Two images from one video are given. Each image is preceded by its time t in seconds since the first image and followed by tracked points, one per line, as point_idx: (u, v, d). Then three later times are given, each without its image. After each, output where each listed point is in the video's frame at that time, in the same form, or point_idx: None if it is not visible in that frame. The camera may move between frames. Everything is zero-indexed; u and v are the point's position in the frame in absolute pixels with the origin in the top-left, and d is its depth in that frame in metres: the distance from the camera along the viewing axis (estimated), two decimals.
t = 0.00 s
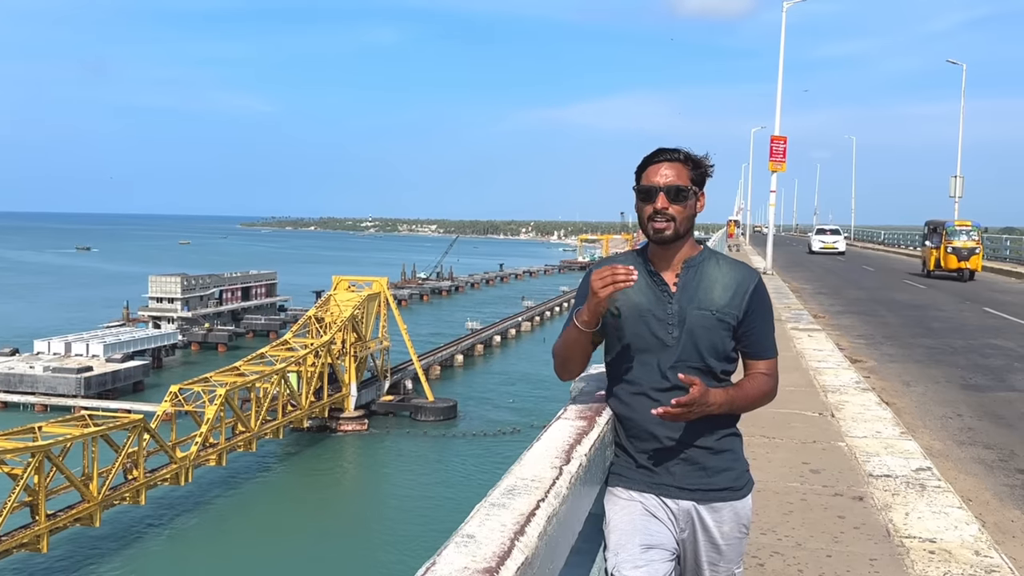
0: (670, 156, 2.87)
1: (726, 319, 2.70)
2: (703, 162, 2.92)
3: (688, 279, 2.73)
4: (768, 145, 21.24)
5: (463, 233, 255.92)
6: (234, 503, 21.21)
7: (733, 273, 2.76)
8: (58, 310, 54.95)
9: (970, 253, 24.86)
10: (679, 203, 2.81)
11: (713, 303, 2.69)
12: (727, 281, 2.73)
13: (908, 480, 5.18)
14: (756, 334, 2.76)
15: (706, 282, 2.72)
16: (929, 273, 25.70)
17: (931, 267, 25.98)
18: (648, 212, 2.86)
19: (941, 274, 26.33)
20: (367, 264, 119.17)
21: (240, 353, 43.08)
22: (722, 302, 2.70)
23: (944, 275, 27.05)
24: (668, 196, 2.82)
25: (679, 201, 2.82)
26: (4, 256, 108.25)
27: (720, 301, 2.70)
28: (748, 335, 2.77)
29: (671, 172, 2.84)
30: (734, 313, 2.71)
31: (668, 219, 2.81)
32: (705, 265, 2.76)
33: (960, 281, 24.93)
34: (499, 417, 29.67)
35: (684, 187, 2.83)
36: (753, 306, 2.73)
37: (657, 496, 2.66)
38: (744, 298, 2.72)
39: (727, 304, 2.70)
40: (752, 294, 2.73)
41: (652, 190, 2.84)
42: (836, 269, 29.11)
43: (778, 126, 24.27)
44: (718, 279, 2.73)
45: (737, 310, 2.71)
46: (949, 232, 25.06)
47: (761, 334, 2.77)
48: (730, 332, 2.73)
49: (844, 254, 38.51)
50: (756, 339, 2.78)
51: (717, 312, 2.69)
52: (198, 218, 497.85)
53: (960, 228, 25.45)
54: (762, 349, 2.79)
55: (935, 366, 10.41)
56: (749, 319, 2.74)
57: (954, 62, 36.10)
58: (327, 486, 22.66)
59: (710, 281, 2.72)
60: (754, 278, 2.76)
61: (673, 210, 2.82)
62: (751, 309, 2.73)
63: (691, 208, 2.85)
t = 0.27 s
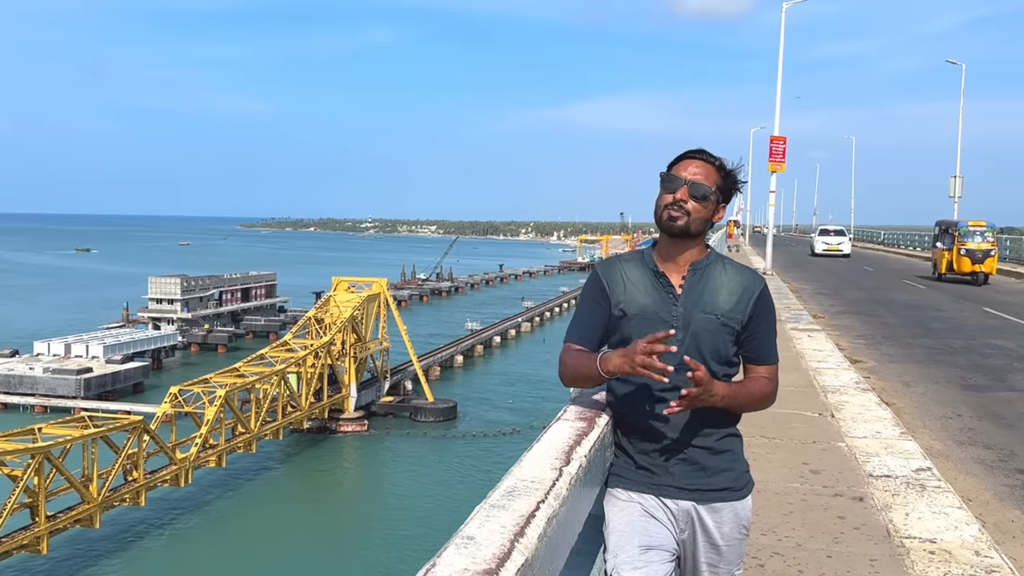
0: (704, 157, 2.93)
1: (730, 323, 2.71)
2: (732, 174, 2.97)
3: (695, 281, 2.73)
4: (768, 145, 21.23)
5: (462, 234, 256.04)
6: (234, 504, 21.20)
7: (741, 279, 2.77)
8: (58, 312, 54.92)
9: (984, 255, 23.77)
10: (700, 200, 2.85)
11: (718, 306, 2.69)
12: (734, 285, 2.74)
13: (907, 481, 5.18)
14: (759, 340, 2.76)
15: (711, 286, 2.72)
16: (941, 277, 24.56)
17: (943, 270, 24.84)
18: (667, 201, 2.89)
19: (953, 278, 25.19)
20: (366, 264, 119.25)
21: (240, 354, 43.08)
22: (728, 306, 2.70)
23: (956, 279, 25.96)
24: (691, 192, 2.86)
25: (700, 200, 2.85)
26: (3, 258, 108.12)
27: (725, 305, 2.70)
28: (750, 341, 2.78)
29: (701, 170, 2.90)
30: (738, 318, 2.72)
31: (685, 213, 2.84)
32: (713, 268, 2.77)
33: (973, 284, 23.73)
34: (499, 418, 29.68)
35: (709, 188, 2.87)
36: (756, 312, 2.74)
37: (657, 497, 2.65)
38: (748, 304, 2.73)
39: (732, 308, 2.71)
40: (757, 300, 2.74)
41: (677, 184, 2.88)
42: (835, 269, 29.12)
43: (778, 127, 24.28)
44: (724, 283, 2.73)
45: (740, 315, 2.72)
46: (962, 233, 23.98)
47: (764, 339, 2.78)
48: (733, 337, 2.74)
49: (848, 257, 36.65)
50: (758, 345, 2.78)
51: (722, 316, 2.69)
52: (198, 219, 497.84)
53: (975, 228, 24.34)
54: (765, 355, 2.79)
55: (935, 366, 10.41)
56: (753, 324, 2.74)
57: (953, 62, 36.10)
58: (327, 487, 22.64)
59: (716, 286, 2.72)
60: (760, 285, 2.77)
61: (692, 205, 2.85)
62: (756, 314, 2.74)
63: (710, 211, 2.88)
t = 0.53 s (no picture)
0: (692, 157, 2.92)
1: (736, 323, 2.71)
2: (721, 168, 2.98)
3: (699, 283, 2.73)
4: (768, 145, 21.22)
5: (462, 235, 256.20)
6: (234, 505, 21.20)
7: (745, 278, 2.77)
8: (58, 313, 54.90)
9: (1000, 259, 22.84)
10: (703, 204, 2.86)
11: (723, 307, 2.70)
12: (738, 286, 2.74)
13: (908, 481, 5.19)
14: (764, 340, 2.76)
15: (716, 287, 2.73)
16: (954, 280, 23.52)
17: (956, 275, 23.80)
18: (669, 210, 2.88)
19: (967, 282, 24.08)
20: (366, 265, 119.25)
21: (240, 355, 43.08)
22: (733, 306, 2.70)
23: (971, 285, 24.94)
24: (691, 197, 2.85)
25: (700, 203, 2.85)
26: (3, 259, 108.17)
27: (731, 306, 2.70)
28: (755, 341, 2.78)
29: (693, 173, 2.89)
30: (743, 319, 2.72)
31: (692, 219, 2.84)
32: (716, 269, 2.77)
33: (989, 289, 22.57)
34: (500, 418, 29.68)
35: (705, 189, 2.88)
36: (762, 312, 2.75)
37: (658, 498, 2.65)
38: (754, 304, 2.73)
39: (737, 309, 2.71)
40: (762, 300, 2.74)
41: (676, 191, 2.87)
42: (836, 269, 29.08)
43: (778, 127, 24.31)
44: (729, 284, 2.74)
45: (746, 315, 2.72)
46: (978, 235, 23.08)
47: (770, 339, 2.78)
48: (739, 338, 2.73)
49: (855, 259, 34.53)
50: (764, 345, 2.79)
51: (727, 317, 2.70)
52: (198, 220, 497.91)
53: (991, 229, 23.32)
54: (771, 355, 2.79)
55: (935, 367, 10.42)
56: (759, 324, 2.75)
57: (953, 62, 36.05)
58: (327, 488, 22.63)
59: (721, 286, 2.72)
60: (764, 284, 2.78)
61: (697, 210, 2.85)
62: (761, 314, 2.75)
63: (711, 210, 2.89)
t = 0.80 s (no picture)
0: (673, 160, 2.92)
1: (730, 322, 2.71)
2: (705, 166, 2.98)
3: (691, 283, 2.73)
4: (768, 146, 21.21)
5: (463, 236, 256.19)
6: (235, 507, 21.20)
7: (737, 276, 2.76)
8: (58, 315, 54.86)
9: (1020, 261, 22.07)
10: (689, 205, 2.85)
11: (716, 307, 2.69)
12: (730, 284, 2.73)
13: (909, 482, 5.18)
14: (759, 337, 2.76)
15: (709, 286, 2.72)
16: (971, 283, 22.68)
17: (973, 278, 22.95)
18: (656, 216, 2.88)
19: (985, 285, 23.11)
20: (367, 266, 119.20)
21: (241, 356, 43.08)
22: (726, 305, 2.70)
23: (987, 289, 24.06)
24: (675, 200, 2.85)
25: (686, 207, 2.85)
26: (3, 261, 108.04)
27: (724, 305, 2.70)
28: (751, 338, 2.78)
29: (677, 176, 2.89)
30: (738, 316, 2.72)
31: (679, 223, 2.83)
32: (708, 268, 2.77)
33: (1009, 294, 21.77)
34: (500, 419, 29.68)
35: (690, 190, 2.87)
36: (756, 308, 2.74)
37: (659, 498, 2.66)
38: (748, 301, 2.73)
39: (730, 308, 2.71)
40: (756, 298, 2.74)
41: (660, 195, 2.87)
42: (836, 270, 29.07)
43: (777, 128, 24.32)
44: (721, 282, 2.73)
45: (740, 313, 2.72)
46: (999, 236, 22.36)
47: (765, 336, 2.78)
48: (734, 336, 2.73)
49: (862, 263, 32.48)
50: (760, 341, 2.78)
51: (721, 316, 2.69)
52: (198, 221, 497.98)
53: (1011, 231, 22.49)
54: (766, 352, 2.79)
55: (936, 367, 10.42)
56: (753, 322, 2.74)
57: (952, 63, 36.08)
58: (328, 489, 22.63)
59: (714, 285, 2.72)
60: (757, 281, 2.77)
61: (683, 212, 2.85)
62: (755, 311, 2.74)
63: (698, 211, 2.88)
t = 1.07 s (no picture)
0: (666, 162, 2.91)
1: (727, 321, 2.71)
2: (698, 169, 2.96)
3: (686, 284, 2.73)
4: (768, 147, 21.21)
5: (463, 237, 256.32)
6: (236, 508, 21.20)
7: (731, 275, 2.76)
8: (58, 316, 54.86)
9: None
10: (681, 208, 2.85)
11: (712, 306, 2.69)
12: (725, 283, 2.73)
13: (910, 482, 5.18)
14: (754, 336, 2.76)
15: (704, 286, 2.72)
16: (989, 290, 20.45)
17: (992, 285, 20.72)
18: (648, 218, 2.87)
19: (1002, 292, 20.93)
20: (367, 268, 119.25)
21: (242, 358, 43.10)
22: (721, 305, 2.70)
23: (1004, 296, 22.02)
24: (668, 202, 2.85)
25: (678, 209, 2.85)
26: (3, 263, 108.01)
27: (719, 304, 2.70)
28: (747, 337, 2.78)
29: (669, 178, 2.88)
30: (733, 315, 2.72)
31: (670, 225, 2.82)
32: (702, 268, 2.77)
33: None
34: (501, 420, 29.69)
35: (682, 193, 2.87)
36: (751, 307, 2.74)
37: (661, 499, 2.65)
38: (742, 299, 2.73)
39: (726, 307, 2.71)
40: (751, 295, 2.74)
41: (653, 198, 2.87)
42: (837, 270, 29.08)
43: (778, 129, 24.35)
44: (715, 282, 2.73)
45: (736, 312, 2.72)
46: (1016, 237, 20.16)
47: (761, 335, 2.78)
48: (730, 335, 2.74)
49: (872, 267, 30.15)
50: (754, 340, 2.79)
51: (717, 315, 2.69)
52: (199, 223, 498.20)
53: None
54: (762, 351, 2.79)
55: (937, 367, 10.42)
56: (749, 320, 2.74)
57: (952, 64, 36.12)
58: (330, 490, 22.63)
59: (708, 284, 2.72)
60: (751, 279, 2.77)
61: (675, 215, 2.84)
62: (750, 310, 2.74)
63: (689, 214, 2.88)
